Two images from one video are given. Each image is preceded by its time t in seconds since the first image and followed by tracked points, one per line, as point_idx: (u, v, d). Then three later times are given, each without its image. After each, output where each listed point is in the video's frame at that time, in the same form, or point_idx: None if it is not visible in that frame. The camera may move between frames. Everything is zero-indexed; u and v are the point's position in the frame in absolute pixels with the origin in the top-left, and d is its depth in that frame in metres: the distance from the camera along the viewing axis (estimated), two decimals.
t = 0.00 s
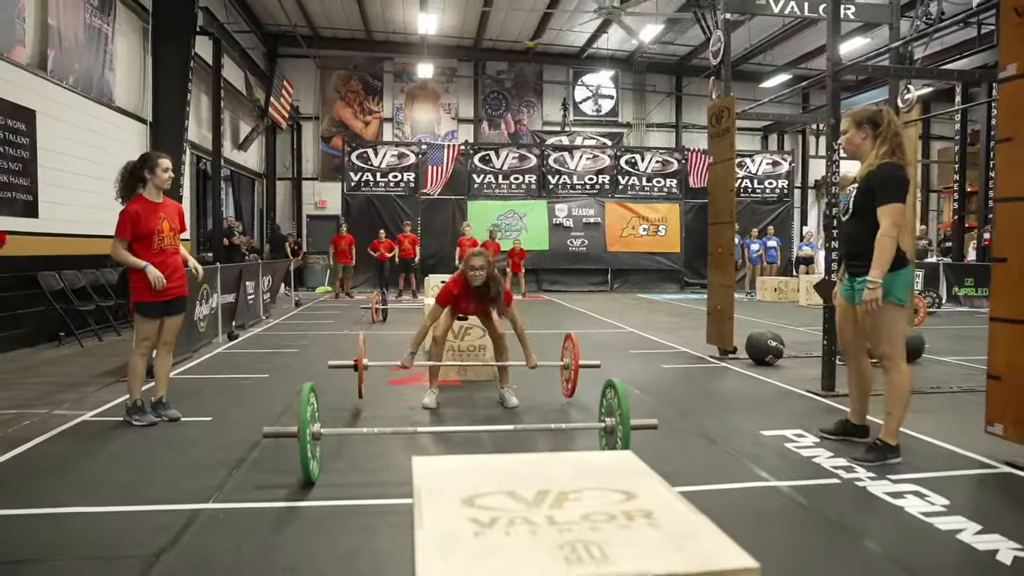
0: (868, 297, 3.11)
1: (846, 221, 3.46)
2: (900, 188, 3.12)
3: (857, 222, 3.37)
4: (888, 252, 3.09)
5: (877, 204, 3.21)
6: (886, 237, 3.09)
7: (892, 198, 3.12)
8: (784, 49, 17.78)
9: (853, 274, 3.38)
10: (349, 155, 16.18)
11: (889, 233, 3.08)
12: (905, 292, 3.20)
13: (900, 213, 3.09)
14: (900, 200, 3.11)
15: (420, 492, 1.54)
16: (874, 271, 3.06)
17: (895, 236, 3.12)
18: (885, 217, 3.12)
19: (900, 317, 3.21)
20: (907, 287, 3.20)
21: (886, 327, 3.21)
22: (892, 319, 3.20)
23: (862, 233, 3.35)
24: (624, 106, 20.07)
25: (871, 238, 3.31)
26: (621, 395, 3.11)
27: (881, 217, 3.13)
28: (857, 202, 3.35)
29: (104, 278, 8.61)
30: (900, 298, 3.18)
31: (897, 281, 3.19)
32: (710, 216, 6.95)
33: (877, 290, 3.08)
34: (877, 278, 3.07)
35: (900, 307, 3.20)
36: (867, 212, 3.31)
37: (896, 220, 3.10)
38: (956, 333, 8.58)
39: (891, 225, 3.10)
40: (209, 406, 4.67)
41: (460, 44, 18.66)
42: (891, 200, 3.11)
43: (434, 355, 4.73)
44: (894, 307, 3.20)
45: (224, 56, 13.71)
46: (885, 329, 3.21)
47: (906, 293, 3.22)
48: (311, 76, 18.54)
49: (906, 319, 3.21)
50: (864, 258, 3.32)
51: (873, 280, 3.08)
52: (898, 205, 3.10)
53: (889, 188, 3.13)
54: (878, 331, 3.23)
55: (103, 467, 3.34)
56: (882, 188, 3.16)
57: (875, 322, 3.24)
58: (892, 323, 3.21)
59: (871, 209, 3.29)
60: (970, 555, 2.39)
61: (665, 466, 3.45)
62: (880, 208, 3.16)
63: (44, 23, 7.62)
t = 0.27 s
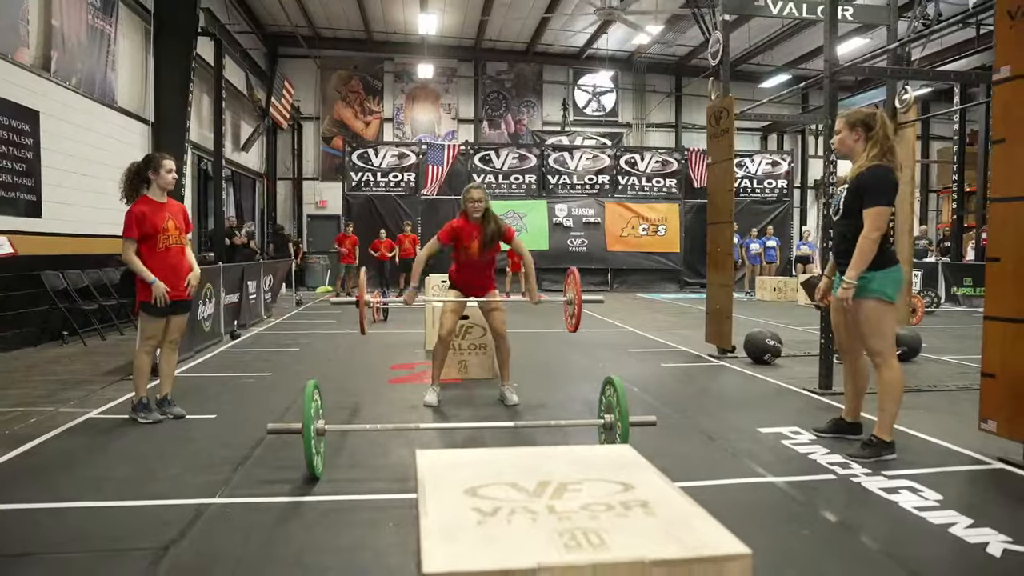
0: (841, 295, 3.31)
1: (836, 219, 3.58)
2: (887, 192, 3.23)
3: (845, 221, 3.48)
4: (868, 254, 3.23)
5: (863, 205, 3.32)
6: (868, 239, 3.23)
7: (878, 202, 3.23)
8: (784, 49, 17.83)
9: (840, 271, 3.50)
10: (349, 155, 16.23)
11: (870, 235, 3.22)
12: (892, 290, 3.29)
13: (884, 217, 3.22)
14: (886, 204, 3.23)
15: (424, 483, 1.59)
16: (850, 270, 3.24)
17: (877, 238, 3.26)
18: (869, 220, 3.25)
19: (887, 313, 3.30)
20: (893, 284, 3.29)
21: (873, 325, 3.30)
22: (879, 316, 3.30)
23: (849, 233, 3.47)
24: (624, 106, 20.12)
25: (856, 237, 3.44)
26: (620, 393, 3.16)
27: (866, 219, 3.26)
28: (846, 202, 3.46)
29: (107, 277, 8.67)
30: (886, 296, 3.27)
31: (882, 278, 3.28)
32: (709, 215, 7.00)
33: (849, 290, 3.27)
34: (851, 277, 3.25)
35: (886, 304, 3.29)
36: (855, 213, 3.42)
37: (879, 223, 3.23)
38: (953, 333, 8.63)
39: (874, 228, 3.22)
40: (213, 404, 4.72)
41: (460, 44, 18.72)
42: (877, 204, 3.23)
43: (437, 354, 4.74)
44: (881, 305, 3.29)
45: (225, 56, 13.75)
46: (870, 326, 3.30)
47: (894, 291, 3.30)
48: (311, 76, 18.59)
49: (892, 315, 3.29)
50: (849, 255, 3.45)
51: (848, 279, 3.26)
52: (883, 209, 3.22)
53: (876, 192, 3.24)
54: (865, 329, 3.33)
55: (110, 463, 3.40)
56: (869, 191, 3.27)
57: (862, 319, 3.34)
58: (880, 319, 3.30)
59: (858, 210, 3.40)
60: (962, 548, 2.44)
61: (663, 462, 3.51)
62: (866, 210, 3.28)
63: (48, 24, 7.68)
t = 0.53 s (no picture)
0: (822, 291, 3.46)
1: (826, 218, 3.66)
2: (873, 194, 3.31)
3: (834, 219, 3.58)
4: (851, 252, 3.33)
5: (850, 205, 3.40)
6: (851, 239, 3.32)
7: (863, 203, 3.31)
8: (783, 49, 17.87)
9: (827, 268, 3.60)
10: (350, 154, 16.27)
11: (854, 233, 3.30)
12: (877, 286, 3.37)
13: (868, 217, 3.29)
14: (872, 205, 3.31)
15: (424, 472, 1.65)
16: (831, 267, 3.37)
17: (861, 237, 3.34)
18: (853, 219, 3.33)
19: (874, 308, 3.37)
20: (878, 280, 3.37)
21: (859, 320, 3.37)
22: (865, 312, 3.37)
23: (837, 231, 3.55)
24: (624, 105, 20.16)
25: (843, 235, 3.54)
26: (616, 388, 3.22)
27: (851, 218, 3.34)
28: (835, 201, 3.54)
29: (110, 276, 8.73)
30: (872, 292, 3.35)
31: (866, 275, 3.37)
32: (708, 214, 7.04)
33: (830, 285, 3.42)
34: (831, 274, 3.39)
35: (872, 299, 3.36)
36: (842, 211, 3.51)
37: (863, 223, 3.31)
38: (950, 330, 8.68)
39: (858, 226, 3.31)
40: (216, 400, 4.78)
41: (459, 44, 18.79)
42: (862, 205, 3.31)
43: (438, 349, 4.74)
44: (867, 301, 3.37)
45: (226, 56, 13.80)
46: (856, 321, 3.38)
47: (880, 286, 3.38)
48: (312, 76, 18.65)
49: (877, 311, 3.36)
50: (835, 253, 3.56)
51: (829, 275, 3.40)
52: (869, 210, 3.30)
53: (862, 193, 3.32)
54: (852, 325, 3.40)
55: (116, 458, 3.46)
56: (855, 192, 3.35)
57: (849, 315, 3.41)
58: (867, 314, 3.36)
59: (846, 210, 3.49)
60: (950, 538, 2.49)
61: (659, 457, 3.57)
62: (852, 209, 3.36)
63: (51, 25, 7.73)
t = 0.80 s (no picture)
0: (817, 291, 3.44)
1: (813, 219, 3.70)
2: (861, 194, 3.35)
3: (821, 219, 3.62)
4: (842, 252, 3.34)
5: (838, 205, 3.44)
6: (842, 238, 3.34)
7: (851, 203, 3.35)
8: (781, 49, 17.91)
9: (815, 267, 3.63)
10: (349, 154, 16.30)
11: (844, 233, 3.33)
12: (863, 285, 3.42)
13: (857, 216, 3.33)
14: (860, 205, 3.34)
15: (410, 465, 1.70)
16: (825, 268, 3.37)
17: (851, 236, 3.37)
18: (841, 219, 3.36)
19: (861, 307, 3.42)
20: (865, 279, 3.42)
21: (847, 319, 3.41)
22: (853, 311, 3.41)
23: (825, 232, 3.59)
24: (622, 105, 20.19)
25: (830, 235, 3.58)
26: (607, 386, 3.26)
27: (840, 218, 3.37)
28: (822, 202, 3.58)
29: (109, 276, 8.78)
30: (860, 291, 3.40)
31: (855, 275, 3.42)
32: (702, 213, 7.09)
33: (825, 285, 3.41)
34: (826, 274, 3.39)
35: (859, 298, 3.41)
36: (830, 211, 3.55)
37: (853, 223, 3.34)
38: (945, 329, 8.73)
39: (848, 225, 3.34)
40: (213, 398, 4.83)
41: (458, 44, 18.83)
42: (850, 205, 3.34)
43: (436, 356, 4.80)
44: (856, 300, 3.42)
45: (225, 57, 13.83)
46: (844, 320, 3.42)
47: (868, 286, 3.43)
48: (311, 76, 18.68)
49: (865, 310, 3.41)
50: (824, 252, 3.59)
51: (823, 275, 3.40)
52: (857, 210, 3.33)
53: (849, 194, 3.36)
54: (840, 323, 3.45)
55: (114, 454, 3.51)
56: (842, 192, 3.39)
57: (836, 314, 3.46)
58: (854, 313, 3.41)
59: (833, 210, 3.53)
60: (930, 532, 2.54)
61: (650, 454, 3.62)
62: (841, 210, 3.39)
63: (50, 26, 7.77)
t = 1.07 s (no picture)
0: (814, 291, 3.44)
1: (801, 220, 3.73)
2: (850, 193, 3.37)
3: (811, 220, 3.65)
4: (837, 250, 3.35)
5: (828, 206, 3.46)
6: (835, 237, 3.35)
7: (842, 202, 3.36)
8: (779, 49, 17.94)
9: (806, 268, 3.63)
10: (347, 154, 16.32)
11: (837, 233, 3.34)
12: (853, 285, 3.44)
13: (848, 216, 3.35)
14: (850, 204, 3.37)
15: (391, 461, 1.72)
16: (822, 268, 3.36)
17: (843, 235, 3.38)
18: (832, 219, 3.38)
19: (851, 307, 3.44)
20: (855, 279, 3.45)
21: (837, 318, 3.43)
22: (843, 310, 3.43)
23: (815, 232, 3.61)
24: (620, 105, 20.21)
25: (820, 235, 3.60)
26: (595, 384, 3.29)
27: (831, 219, 3.39)
28: (811, 203, 3.60)
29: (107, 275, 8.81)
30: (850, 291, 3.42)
31: (846, 274, 3.44)
32: (697, 213, 7.12)
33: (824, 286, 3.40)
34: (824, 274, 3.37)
35: (849, 298, 3.43)
36: (819, 211, 3.57)
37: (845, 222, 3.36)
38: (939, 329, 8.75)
39: (840, 226, 3.35)
40: (208, 397, 4.86)
41: (457, 44, 18.86)
42: (841, 204, 3.36)
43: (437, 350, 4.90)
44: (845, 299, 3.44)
45: (224, 57, 13.86)
46: (834, 319, 3.44)
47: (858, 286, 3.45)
48: (310, 76, 18.70)
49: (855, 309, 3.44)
50: (815, 252, 3.60)
51: (820, 276, 3.40)
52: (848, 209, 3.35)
53: (839, 193, 3.38)
54: (829, 323, 3.47)
55: (108, 452, 3.54)
56: (833, 192, 3.41)
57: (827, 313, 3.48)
58: (844, 312, 3.43)
59: (823, 209, 3.55)
60: (912, 528, 2.57)
61: (639, 452, 3.65)
62: (832, 210, 3.41)
63: (48, 27, 7.80)
